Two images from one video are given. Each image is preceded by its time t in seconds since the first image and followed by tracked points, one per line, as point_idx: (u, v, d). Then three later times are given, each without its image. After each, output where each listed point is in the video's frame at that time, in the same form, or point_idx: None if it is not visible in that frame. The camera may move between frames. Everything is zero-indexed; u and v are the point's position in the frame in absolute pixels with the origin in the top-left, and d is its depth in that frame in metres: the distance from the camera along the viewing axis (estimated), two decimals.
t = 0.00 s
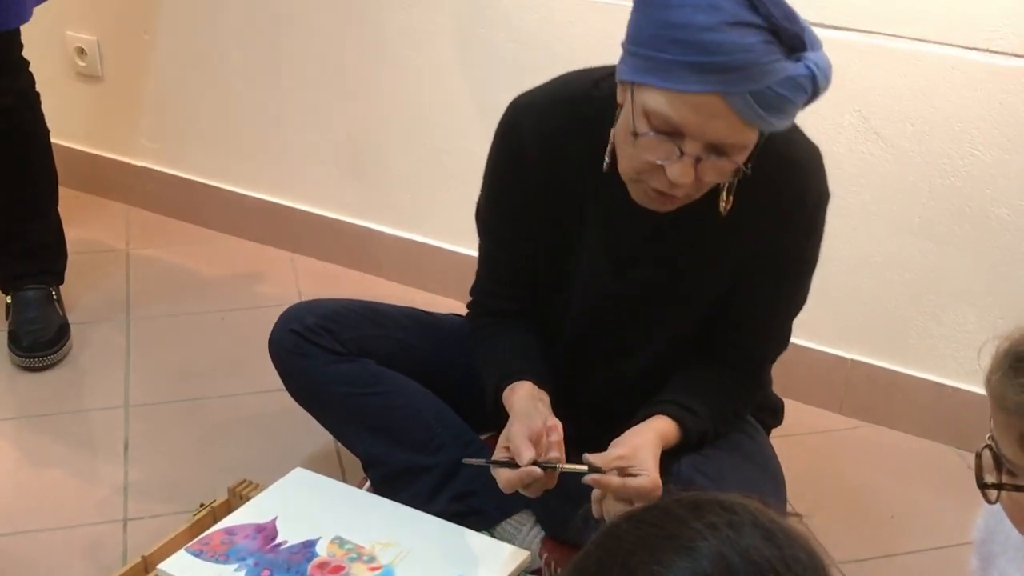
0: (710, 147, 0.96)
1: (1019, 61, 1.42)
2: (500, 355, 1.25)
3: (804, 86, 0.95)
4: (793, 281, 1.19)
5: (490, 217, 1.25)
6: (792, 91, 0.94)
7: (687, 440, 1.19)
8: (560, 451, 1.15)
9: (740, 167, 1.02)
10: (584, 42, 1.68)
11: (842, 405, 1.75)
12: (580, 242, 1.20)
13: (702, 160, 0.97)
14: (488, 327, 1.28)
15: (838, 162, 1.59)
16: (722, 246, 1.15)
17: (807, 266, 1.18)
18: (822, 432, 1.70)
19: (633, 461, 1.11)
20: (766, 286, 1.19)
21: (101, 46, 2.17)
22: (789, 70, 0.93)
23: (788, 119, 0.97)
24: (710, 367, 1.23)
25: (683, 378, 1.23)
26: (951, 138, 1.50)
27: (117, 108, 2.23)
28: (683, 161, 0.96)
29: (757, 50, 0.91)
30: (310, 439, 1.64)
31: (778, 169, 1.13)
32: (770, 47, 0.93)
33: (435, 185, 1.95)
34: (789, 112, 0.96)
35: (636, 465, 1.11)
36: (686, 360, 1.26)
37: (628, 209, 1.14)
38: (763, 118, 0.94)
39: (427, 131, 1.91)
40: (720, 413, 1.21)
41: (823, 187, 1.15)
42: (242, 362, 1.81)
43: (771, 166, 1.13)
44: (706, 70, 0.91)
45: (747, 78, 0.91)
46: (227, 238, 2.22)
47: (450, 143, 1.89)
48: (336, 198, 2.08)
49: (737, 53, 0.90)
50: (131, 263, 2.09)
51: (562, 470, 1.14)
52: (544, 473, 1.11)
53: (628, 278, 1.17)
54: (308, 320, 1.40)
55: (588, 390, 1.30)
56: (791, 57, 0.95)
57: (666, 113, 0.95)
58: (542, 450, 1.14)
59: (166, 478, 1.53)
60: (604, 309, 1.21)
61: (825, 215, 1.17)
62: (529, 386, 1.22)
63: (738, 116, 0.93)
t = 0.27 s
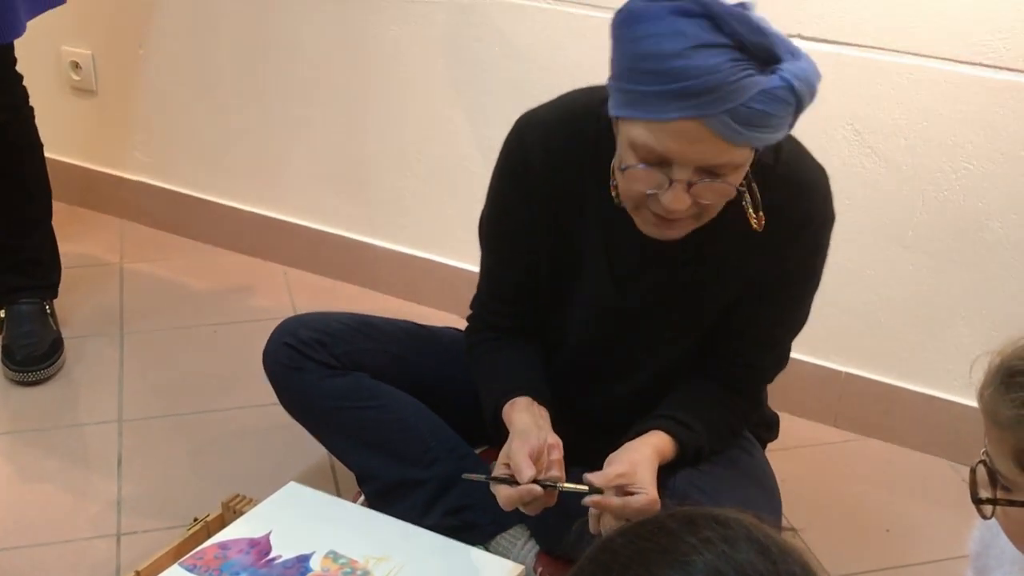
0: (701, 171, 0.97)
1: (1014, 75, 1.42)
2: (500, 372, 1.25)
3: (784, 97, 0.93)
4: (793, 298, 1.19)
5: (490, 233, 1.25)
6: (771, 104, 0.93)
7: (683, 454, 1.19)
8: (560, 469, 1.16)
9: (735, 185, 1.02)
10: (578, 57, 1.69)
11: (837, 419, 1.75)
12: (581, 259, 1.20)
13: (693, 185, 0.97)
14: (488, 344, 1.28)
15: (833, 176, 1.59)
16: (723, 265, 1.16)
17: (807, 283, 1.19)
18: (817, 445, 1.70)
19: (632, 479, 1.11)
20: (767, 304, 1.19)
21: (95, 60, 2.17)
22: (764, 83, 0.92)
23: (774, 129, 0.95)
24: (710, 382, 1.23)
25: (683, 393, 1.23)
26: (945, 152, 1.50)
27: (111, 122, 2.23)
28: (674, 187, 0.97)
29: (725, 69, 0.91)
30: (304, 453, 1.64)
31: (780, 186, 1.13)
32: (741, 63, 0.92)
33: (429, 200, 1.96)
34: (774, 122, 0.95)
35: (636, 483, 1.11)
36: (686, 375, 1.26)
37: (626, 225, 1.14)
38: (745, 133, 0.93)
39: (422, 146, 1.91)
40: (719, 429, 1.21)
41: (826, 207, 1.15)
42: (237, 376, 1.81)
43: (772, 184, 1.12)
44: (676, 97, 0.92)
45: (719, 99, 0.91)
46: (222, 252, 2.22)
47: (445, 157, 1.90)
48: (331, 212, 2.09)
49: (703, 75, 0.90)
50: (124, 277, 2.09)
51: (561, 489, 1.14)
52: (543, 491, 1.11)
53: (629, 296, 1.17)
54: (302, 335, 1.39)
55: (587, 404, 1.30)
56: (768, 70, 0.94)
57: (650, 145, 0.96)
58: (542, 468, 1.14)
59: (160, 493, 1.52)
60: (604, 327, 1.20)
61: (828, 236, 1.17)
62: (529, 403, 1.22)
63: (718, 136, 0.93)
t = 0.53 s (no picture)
0: (703, 203, 0.99)
1: (1003, 85, 1.43)
2: (494, 385, 1.25)
3: (778, 125, 0.94)
4: (785, 307, 1.19)
5: (481, 248, 1.25)
6: (767, 134, 0.93)
7: (676, 464, 1.19)
8: (559, 481, 1.16)
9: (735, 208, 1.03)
10: (570, 68, 1.70)
11: (831, 429, 1.75)
12: (573, 273, 1.20)
13: (695, 217, 0.99)
14: (481, 359, 1.28)
15: (826, 186, 1.59)
16: (715, 276, 1.16)
17: (799, 293, 1.19)
18: (811, 455, 1.70)
19: (630, 490, 1.11)
20: (759, 314, 1.19)
21: (89, 72, 2.17)
22: (758, 116, 0.93)
23: (770, 153, 0.97)
24: (703, 392, 1.23)
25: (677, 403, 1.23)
26: (937, 162, 1.50)
27: (105, 133, 2.23)
28: (678, 221, 0.98)
29: (720, 109, 0.91)
30: (298, 464, 1.63)
31: (770, 196, 1.13)
32: (734, 98, 0.92)
33: (423, 210, 1.96)
34: (770, 147, 0.96)
35: (634, 493, 1.11)
36: (678, 386, 1.26)
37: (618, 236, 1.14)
38: (742, 165, 0.95)
39: (415, 157, 1.91)
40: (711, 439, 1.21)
41: (815, 217, 1.16)
42: (230, 387, 1.81)
43: (763, 195, 1.13)
44: (674, 141, 0.92)
45: (717, 139, 0.91)
46: (216, 263, 2.22)
47: (438, 168, 1.90)
48: (325, 223, 2.09)
49: (700, 118, 0.90)
50: (118, 289, 2.09)
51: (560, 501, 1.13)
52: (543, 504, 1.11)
53: (621, 309, 1.17)
54: (295, 346, 1.39)
55: (581, 415, 1.29)
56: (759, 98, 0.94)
57: (651, 183, 0.97)
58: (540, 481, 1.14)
59: (153, 505, 1.52)
60: (597, 341, 1.21)
61: (817, 245, 1.18)
62: (525, 417, 1.22)
63: (716, 171, 0.94)
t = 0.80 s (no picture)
0: (681, 207, 0.98)
1: (997, 90, 1.43)
2: (489, 391, 1.25)
3: (752, 131, 0.93)
4: (779, 313, 1.19)
5: (476, 254, 1.25)
6: (740, 140, 0.93)
7: (670, 469, 1.20)
8: (550, 486, 1.16)
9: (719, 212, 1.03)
10: (564, 74, 1.70)
11: (827, 433, 1.75)
12: (567, 280, 1.20)
13: (673, 221, 0.98)
14: (476, 365, 1.29)
15: (821, 190, 1.59)
16: (708, 283, 1.16)
17: (793, 300, 1.19)
18: (807, 459, 1.70)
19: (620, 496, 1.12)
20: (753, 321, 1.19)
21: (84, 78, 2.18)
22: (730, 121, 0.92)
23: (748, 159, 0.96)
24: (699, 399, 1.23)
25: (672, 410, 1.23)
26: (931, 166, 1.51)
27: (102, 139, 2.23)
28: (655, 225, 0.98)
29: (690, 113, 0.91)
30: (294, 470, 1.64)
31: (763, 203, 1.13)
32: (706, 104, 0.92)
33: (419, 215, 1.96)
34: (745, 154, 0.95)
35: (625, 499, 1.11)
36: (674, 392, 1.26)
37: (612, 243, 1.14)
38: (716, 170, 0.94)
39: (411, 162, 1.92)
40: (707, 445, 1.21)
41: (809, 223, 1.16)
42: (227, 393, 1.81)
43: (757, 201, 1.13)
44: (644, 144, 0.92)
45: (686, 143, 0.91)
46: (213, 268, 2.22)
47: (434, 173, 1.90)
48: (321, 229, 2.09)
49: (669, 122, 0.91)
50: (115, 295, 2.09)
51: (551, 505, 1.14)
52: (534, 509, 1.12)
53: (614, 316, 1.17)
54: (292, 351, 1.39)
55: (578, 421, 1.30)
56: (735, 105, 0.94)
57: (627, 186, 0.97)
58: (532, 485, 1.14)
59: (150, 511, 1.52)
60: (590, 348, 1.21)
61: (812, 251, 1.18)
62: (519, 421, 1.22)
63: (690, 175, 0.94)
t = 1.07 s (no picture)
0: (676, 210, 0.99)
1: (993, 90, 1.44)
2: (485, 392, 1.26)
3: (747, 134, 0.94)
4: (774, 313, 1.19)
5: (472, 257, 1.26)
6: (735, 143, 0.93)
7: (666, 469, 1.20)
8: (545, 487, 1.14)
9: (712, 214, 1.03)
10: (562, 75, 1.70)
11: (824, 433, 1.75)
12: (562, 282, 1.21)
13: (668, 224, 0.99)
14: (472, 366, 1.29)
15: (817, 190, 1.59)
16: (703, 284, 1.16)
17: (788, 300, 1.19)
18: (805, 460, 1.70)
19: (616, 497, 1.12)
20: (748, 322, 1.20)
21: (82, 80, 2.18)
22: (726, 125, 0.92)
23: (743, 162, 0.96)
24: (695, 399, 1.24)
25: (669, 411, 1.23)
26: (928, 166, 1.51)
27: (99, 141, 2.23)
28: (650, 228, 0.98)
29: (686, 117, 0.91)
30: (292, 472, 1.64)
31: (758, 203, 1.13)
32: (702, 107, 0.92)
33: (417, 216, 1.96)
34: (741, 157, 0.95)
35: (621, 499, 1.12)
36: (670, 393, 1.26)
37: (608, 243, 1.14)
38: (712, 173, 0.94)
39: (409, 163, 1.92)
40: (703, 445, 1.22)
41: (803, 223, 1.16)
42: (224, 395, 1.81)
43: (751, 201, 1.13)
44: (640, 148, 0.92)
45: (683, 147, 0.91)
46: (210, 270, 2.22)
47: (432, 174, 1.90)
48: (319, 230, 2.09)
49: (666, 126, 0.91)
50: (113, 297, 2.09)
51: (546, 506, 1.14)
52: (529, 510, 1.12)
53: (609, 317, 1.18)
54: (289, 353, 1.39)
55: (575, 421, 1.30)
56: (730, 108, 0.94)
57: (623, 190, 0.97)
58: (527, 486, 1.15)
59: (147, 512, 1.52)
60: (585, 349, 1.21)
61: (806, 251, 1.18)
62: (515, 423, 1.22)
63: (686, 179, 0.94)
